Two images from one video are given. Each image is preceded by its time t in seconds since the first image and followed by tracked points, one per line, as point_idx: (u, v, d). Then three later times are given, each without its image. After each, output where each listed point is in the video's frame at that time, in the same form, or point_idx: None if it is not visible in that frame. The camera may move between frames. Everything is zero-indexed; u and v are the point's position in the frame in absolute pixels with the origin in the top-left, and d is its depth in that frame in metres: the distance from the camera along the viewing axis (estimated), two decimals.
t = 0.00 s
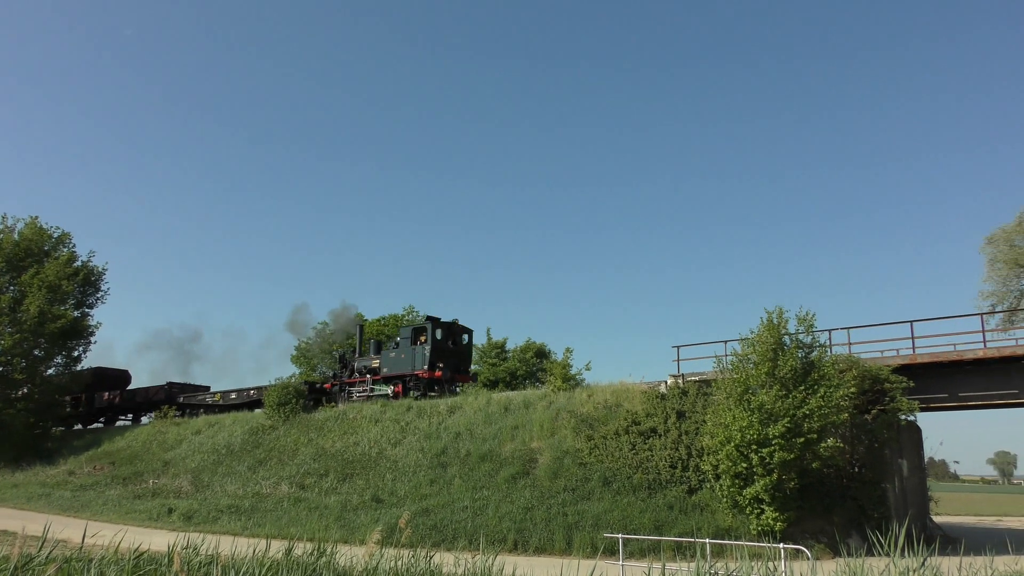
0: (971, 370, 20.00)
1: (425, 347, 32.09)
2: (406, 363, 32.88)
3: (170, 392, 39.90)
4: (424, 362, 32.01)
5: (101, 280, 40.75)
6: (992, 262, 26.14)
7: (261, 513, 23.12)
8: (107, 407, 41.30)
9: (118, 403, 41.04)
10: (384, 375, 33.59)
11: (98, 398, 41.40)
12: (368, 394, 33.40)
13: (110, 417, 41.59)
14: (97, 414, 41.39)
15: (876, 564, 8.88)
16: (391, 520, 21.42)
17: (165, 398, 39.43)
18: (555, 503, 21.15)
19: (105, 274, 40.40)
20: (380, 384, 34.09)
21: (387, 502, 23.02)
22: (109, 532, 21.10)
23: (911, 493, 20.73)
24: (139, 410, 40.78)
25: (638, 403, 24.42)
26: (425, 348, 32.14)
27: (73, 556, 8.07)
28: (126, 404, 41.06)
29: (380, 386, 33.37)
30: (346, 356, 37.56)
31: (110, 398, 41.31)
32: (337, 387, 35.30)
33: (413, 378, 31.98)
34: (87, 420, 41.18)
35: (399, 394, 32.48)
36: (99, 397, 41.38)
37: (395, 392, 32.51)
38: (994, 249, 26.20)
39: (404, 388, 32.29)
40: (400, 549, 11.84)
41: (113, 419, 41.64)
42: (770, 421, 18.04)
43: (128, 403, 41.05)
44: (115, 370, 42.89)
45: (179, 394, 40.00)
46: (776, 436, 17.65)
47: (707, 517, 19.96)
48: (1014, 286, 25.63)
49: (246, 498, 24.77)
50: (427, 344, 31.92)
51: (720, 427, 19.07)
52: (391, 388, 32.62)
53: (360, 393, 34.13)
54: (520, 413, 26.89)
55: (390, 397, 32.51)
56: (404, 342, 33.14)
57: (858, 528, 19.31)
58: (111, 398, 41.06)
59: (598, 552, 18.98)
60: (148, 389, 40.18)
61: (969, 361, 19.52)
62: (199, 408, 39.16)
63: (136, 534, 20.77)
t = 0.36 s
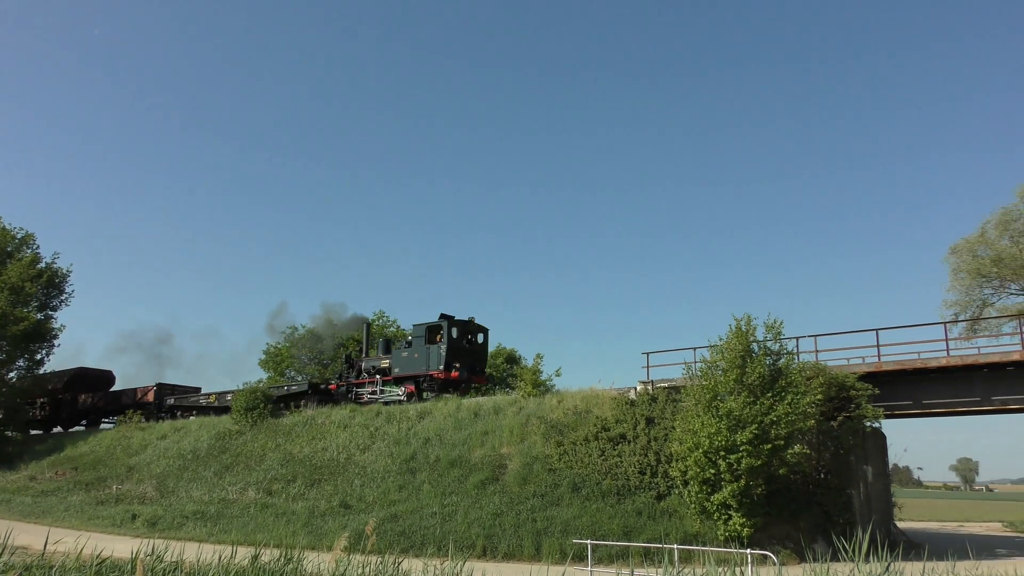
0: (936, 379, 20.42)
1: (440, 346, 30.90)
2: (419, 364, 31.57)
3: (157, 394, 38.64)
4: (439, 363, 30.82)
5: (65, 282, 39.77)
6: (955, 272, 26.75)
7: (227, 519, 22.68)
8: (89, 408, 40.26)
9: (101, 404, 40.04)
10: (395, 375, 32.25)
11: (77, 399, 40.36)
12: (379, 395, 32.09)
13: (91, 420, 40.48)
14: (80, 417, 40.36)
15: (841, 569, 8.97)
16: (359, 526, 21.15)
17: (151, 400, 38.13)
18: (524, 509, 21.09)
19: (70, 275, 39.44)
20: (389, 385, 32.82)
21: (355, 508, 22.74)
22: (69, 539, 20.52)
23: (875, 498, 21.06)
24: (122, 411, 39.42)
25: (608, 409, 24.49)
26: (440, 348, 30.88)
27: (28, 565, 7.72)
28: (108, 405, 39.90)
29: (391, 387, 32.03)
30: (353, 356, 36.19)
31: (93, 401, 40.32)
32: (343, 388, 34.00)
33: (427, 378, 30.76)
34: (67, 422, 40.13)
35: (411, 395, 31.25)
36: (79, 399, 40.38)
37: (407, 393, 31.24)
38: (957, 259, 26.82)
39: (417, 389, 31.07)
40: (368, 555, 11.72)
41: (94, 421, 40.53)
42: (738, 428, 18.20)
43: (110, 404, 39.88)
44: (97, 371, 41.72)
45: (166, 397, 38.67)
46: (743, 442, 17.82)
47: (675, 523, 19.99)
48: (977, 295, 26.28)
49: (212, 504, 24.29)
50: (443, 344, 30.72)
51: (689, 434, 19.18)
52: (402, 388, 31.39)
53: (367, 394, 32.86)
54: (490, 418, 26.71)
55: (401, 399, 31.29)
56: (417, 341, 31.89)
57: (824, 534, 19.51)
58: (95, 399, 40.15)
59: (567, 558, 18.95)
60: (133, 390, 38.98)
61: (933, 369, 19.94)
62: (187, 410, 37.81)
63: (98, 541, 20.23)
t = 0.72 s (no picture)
0: (895, 386, 20.75)
1: (457, 344, 30.03)
2: (432, 362, 30.64)
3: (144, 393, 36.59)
4: (456, 362, 29.88)
5: (22, 282, 38.40)
6: (915, 281, 27.31)
7: (187, 525, 22.08)
8: (69, 408, 38.27)
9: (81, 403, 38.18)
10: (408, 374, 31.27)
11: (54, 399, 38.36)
12: (390, 395, 31.06)
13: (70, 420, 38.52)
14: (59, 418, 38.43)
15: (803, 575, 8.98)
16: (323, 532, 20.76)
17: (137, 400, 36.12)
18: (489, 514, 20.91)
19: (28, 275, 38.11)
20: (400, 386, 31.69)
21: (319, 513, 22.32)
22: (22, 546, 19.79)
23: (835, 504, 21.32)
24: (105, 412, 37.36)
25: (574, 414, 24.46)
26: (456, 347, 30.03)
27: None
28: (90, 405, 37.91)
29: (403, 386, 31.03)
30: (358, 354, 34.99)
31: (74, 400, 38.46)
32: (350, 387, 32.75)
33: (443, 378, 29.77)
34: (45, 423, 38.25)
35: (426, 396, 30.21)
36: (58, 399, 38.49)
37: (421, 393, 30.31)
38: (917, 268, 27.40)
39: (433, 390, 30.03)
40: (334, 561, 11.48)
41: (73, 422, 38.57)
42: (702, 434, 18.27)
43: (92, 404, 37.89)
44: (77, 369, 39.88)
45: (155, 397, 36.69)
46: (708, 448, 17.88)
47: (639, 528, 19.96)
48: (936, 304, 26.86)
49: (172, 509, 23.63)
50: (460, 342, 29.80)
51: (653, 439, 19.20)
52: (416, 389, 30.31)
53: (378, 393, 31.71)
54: (456, 423, 26.47)
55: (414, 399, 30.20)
56: (431, 340, 30.88)
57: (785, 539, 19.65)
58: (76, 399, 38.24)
59: (531, 563, 18.81)
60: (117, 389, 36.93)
61: (892, 377, 20.29)
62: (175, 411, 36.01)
63: (53, 547, 19.53)
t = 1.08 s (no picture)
0: (847, 392, 21.03)
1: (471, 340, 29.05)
2: (446, 359, 29.50)
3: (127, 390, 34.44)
4: (470, 357, 29.00)
5: None
6: (868, 288, 27.80)
7: (138, 528, 21.22)
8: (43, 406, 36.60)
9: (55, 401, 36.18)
10: (417, 372, 30.02)
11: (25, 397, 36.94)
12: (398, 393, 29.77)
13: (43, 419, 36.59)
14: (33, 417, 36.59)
15: None
16: (278, 535, 20.16)
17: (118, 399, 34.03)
18: (446, 517, 20.55)
19: None
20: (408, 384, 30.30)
21: (274, 516, 21.67)
22: None
23: (789, 507, 21.51)
24: (82, 411, 35.28)
25: (532, 417, 24.23)
26: (471, 342, 29.03)
27: None
28: (66, 404, 35.81)
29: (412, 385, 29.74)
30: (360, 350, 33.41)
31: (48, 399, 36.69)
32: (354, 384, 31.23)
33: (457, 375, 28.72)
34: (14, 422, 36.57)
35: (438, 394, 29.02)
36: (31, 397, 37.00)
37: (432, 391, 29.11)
38: (870, 276, 27.90)
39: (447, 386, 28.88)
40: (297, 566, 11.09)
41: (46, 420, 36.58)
42: (659, 437, 18.21)
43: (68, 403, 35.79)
44: (50, 365, 38.24)
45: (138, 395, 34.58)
46: (664, 452, 17.84)
47: (596, 531, 19.81)
48: (888, 311, 27.38)
49: (123, 512, 22.70)
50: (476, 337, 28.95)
51: (611, 443, 19.08)
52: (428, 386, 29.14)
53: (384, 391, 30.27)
54: (414, 426, 26.02)
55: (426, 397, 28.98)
56: (442, 336, 29.87)
57: (739, 541, 19.72)
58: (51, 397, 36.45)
59: (488, 567, 18.54)
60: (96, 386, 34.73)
61: (845, 382, 20.54)
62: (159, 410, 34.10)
63: None
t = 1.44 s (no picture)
0: (794, 395, 21.32)
1: (484, 335, 27.27)
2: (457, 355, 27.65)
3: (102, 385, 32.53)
4: (482, 353, 27.20)
5: None
6: (816, 294, 28.30)
7: (79, 529, 20.20)
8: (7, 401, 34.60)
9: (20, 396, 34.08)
10: (424, 368, 28.14)
11: None
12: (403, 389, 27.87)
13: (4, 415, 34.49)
14: None
15: None
16: (224, 536, 19.41)
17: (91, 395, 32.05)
18: (396, 517, 20.09)
19: None
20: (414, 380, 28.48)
21: (220, 517, 20.85)
22: None
23: (736, 507, 21.67)
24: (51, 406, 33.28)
25: (484, 418, 23.85)
26: (484, 337, 27.22)
27: None
28: (33, 399, 33.69)
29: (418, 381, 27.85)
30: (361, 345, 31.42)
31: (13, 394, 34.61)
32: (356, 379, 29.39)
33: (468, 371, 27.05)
34: None
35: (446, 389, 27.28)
36: None
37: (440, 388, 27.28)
38: (817, 281, 28.40)
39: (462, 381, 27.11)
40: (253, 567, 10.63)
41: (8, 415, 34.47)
42: (609, 439, 18.09)
43: (34, 398, 33.69)
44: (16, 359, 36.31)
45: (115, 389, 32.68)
46: (614, 453, 17.74)
47: (545, 532, 19.57)
48: (834, 316, 27.95)
49: (61, 513, 21.57)
50: (490, 332, 27.26)
51: (561, 444, 18.87)
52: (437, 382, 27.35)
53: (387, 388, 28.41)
54: (364, 426, 25.41)
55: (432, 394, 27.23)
56: (452, 329, 28.12)
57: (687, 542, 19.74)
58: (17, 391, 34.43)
59: (437, 568, 18.19)
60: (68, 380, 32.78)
61: (792, 385, 20.78)
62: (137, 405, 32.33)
63: None
